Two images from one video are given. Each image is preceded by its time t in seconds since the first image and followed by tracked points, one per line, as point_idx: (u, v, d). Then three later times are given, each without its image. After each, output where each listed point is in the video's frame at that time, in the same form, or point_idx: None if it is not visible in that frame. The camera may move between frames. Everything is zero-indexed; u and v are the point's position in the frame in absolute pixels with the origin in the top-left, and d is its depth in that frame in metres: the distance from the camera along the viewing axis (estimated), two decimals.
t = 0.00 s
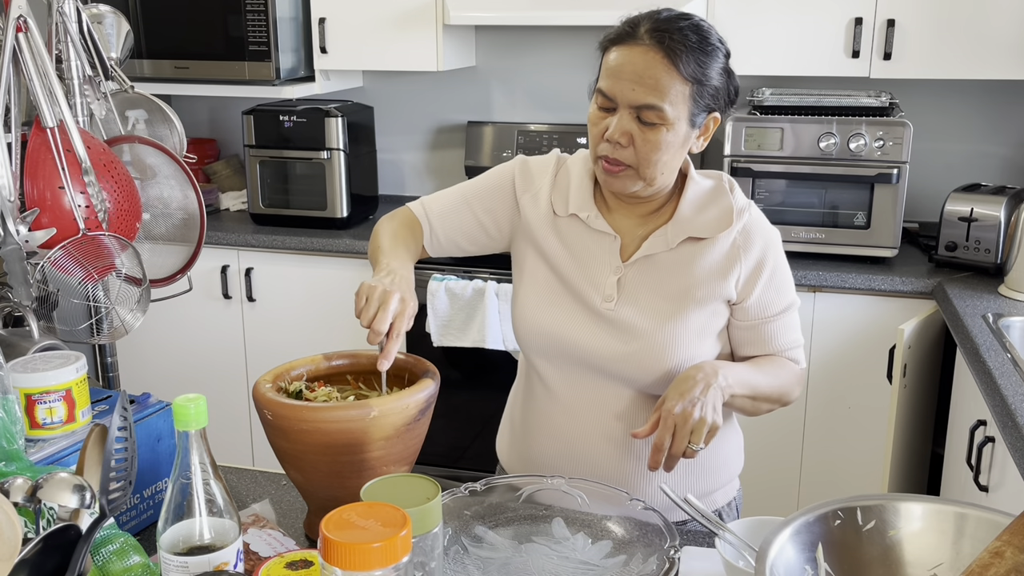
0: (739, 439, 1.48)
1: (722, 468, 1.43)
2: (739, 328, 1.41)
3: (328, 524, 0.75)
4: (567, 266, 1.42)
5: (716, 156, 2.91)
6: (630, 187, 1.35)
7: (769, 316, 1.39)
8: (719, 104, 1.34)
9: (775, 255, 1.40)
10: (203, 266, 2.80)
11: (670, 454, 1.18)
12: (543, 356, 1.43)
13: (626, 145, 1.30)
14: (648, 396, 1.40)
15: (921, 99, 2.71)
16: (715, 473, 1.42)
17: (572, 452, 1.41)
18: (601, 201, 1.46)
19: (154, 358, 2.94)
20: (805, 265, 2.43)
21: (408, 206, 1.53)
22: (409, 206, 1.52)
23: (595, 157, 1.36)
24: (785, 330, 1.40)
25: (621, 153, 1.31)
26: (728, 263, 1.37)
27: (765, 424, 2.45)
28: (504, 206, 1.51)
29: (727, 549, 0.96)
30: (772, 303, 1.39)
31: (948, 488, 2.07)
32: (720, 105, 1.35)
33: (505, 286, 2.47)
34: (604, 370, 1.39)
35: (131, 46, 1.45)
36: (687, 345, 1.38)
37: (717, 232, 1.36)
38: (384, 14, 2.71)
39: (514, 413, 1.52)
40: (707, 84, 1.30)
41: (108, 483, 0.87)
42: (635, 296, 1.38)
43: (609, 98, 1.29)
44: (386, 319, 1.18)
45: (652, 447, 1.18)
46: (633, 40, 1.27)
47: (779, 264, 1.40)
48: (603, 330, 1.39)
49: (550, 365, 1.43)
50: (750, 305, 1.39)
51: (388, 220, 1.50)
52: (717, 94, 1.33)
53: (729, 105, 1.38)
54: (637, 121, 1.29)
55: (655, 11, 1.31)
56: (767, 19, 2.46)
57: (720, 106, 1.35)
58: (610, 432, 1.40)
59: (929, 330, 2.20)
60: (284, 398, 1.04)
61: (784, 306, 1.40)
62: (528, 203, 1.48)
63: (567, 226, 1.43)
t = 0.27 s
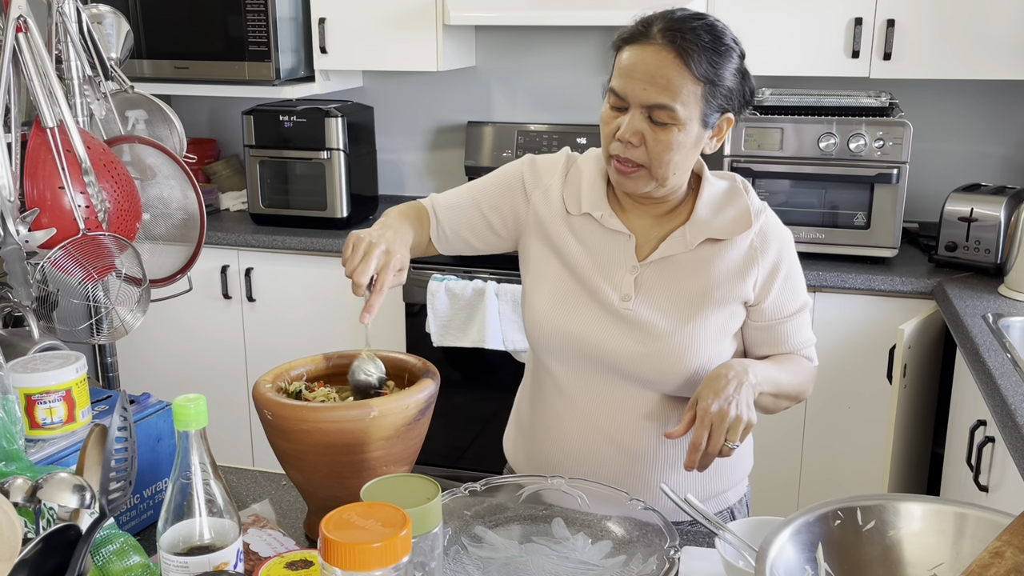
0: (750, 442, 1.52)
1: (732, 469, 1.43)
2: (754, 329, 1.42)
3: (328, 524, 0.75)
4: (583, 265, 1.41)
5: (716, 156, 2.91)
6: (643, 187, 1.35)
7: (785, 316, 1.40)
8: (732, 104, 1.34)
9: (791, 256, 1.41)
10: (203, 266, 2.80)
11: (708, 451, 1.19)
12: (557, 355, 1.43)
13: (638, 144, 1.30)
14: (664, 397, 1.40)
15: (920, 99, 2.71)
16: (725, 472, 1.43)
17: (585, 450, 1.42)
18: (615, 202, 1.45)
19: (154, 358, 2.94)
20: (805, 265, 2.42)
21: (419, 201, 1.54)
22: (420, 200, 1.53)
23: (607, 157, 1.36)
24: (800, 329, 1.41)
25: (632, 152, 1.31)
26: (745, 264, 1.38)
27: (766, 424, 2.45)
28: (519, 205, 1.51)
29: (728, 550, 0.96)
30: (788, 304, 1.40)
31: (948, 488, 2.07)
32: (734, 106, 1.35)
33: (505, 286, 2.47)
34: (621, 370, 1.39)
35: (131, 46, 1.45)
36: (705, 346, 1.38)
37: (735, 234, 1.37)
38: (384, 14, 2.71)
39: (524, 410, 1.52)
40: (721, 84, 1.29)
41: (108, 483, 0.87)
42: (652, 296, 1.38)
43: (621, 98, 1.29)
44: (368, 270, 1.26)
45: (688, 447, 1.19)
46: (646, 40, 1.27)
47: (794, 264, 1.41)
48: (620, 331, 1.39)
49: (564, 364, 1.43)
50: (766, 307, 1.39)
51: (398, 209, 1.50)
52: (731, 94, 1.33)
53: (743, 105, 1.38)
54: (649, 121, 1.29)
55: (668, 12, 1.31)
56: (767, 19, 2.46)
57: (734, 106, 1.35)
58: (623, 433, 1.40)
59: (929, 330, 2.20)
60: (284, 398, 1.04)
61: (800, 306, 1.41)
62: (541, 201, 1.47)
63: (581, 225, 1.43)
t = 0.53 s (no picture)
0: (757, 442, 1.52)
1: (739, 471, 1.44)
2: (764, 329, 1.43)
3: (328, 524, 0.75)
4: (593, 265, 1.42)
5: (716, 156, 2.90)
6: (652, 187, 1.34)
7: (794, 316, 1.41)
8: (742, 105, 1.34)
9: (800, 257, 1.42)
10: (203, 266, 2.80)
11: (719, 450, 1.20)
12: (566, 356, 1.43)
13: (647, 144, 1.30)
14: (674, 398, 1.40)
15: (920, 99, 2.71)
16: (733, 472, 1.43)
17: (595, 448, 1.42)
18: (624, 202, 1.46)
19: (154, 358, 2.94)
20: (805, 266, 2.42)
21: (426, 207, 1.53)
22: (426, 207, 1.52)
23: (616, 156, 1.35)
24: (808, 329, 1.42)
25: (641, 151, 1.31)
26: (756, 265, 1.38)
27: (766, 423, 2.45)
28: (528, 208, 1.50)
29: (728, 549, 0.96)
30: (798, 304, 1.41)
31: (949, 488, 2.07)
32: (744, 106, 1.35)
33: (505, 286, 2.47)
34: (631, 371, 1.39)
35: (131, 46, 1.45)
36: (716, 346, 1.38)
37: (746, 235, 1.37)
38: (384, 14, 2.71)
39: (531, 408, 1.52)
40: (732, 84, 1.30)
41: (108, 483, 0.86)
42: (663, 297, 1.38)
43: (631, 97, 1.29)
44: (358, 307, 1.21)
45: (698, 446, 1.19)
46: (656, 39, 1.27)
47: (803, 264, 1.42)
48: (631, 331, 1.39)
49: (574, 364, 1.43)
50: (777, 307, 1.40)
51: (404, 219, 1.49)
52: (741, 95, 1.33)
53: (753, 108, 1.38)
54: (658, 120, 1.29)
55: (679, 13, 1.31)
56: (767, 19, 2.46)
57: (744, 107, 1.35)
58: (633, 434, 1.40)
59: (929, 330, 2.20)
60: (284, 398, 1.04)
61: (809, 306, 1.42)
62: (550, 202, 1.47)
63: (590, 226, 1.43)
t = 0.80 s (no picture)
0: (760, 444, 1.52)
1: (742, 474, 1.44)
2: (769, 333, 1.43)
3: (328, 524, 0.75)
4: (600, 267, 1.41)
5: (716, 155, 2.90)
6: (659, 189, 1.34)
7: (799, 321, 1.41)
8: (751, 109, 1.34)
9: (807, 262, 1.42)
10: (203, 267, 2.80)
11: (728, 453, 1.20)
12: (572, 357, 1.43)
13: (654, 146, 1.30)
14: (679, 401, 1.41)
15: (920, 99, 2.72)
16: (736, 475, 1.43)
17: (600, 447, 1.42)
18: (632, 203, 1.45)
19: (154, 358, 2.94)
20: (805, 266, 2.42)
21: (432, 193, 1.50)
22: (432, 193, 1.49)
23: (624, 158, 1.36)
24: (812, 334, 1.42)
25: (649, 153, 1.31)
26: (763, 270, 1.38)
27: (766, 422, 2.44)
28: (538, 208, 1.49)
29: (727, 550, 0.96)
30: (804, 309, 1.41)
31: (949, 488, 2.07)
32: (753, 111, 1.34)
33: (505, 286, 2.47)
34: (637, 373, 1.39)
35: (131, 46, 1.45)
36: (722, 350, 1.38)
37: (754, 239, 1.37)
38: (384, 14, 2.71)
39: (537, 407, 1.52)
40: (741, 88, 1.29)
41: (107, 483, 0.86)
42: (670, 300, 1.38)
43: (639, 98, 1.29)
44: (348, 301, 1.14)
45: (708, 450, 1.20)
46: (665, 41, 1.27)
47: (810, 270, 1.42)
48: (638, 334, 1.39)
49: (579, 364, 1.43)
50: (783, 313, 1.40)
51: (409, 204, 1.48)
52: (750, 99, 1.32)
53: (764, 113, 1.38)
54: (666, 122, 1.29)
55: (690, 16, 1.31)
56: (767, 19, 2.46)
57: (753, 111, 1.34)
58: (636, 435, 1.41)
59: (929, 329, 2.20)
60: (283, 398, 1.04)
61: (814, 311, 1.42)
62: (560, 201, 1.46)
63: (599, 227, 1.42)
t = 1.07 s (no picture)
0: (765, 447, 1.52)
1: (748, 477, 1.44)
2: (780, 339, 1.43)
3: (328, 524, 0.75)
4: (613, 269, 1.41)
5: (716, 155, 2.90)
6: (673, 190, 1.34)
7: (809, 329, 1.42)
8: (770, 115, 1.34)
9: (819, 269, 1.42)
10: (203, 267, 2.80)
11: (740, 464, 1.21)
12: (584, 358, 1.43)
13: (669, 146, 1.30)
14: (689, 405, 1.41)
15: (921, 99, 2.71)
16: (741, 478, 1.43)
17: (609, 448, 1.42)
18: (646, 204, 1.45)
19: (154, 358, 2.94)
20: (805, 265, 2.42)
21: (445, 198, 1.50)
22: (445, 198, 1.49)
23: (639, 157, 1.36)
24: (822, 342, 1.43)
25: (664, 154, 1.31)
26: (777, 276, 1.38)
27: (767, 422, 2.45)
28: (551, 208, 1.49)
29: (728, 550, 0.96)
30: (815, 315, 1.41)
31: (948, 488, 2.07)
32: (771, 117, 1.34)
33: (505, 286, 2.47)
34: (649, 376, 1.39)
35: (131, 46, 1.45)
36: (734, 356, 1.39)
37: (768, 246, 1.37)
38: (383, 14, 2.71)
39: (545, 405, 1.52)
40: (760, 93, 1.29)
41: (107, 483, 0.86)
42: (684, 305, 1.38)
43: (657, 98, 1.30)
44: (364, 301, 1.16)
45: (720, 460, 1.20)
46: (686, 42, 1.27)
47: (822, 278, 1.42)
48: (651, 338, 1.39)
49: (590, 366, 1.43)
50: (794, 320, 1.41)
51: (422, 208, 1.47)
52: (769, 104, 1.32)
53: (781, 120, 1.37)
54: (682, 123, 1.29)
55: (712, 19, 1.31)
56: (767, 19, 2.46)
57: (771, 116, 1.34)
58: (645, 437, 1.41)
59: (929, 329, 2.20)
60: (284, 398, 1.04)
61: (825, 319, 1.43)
62: (575, 201, 1.46)
63: (613, 228, 1.42)
